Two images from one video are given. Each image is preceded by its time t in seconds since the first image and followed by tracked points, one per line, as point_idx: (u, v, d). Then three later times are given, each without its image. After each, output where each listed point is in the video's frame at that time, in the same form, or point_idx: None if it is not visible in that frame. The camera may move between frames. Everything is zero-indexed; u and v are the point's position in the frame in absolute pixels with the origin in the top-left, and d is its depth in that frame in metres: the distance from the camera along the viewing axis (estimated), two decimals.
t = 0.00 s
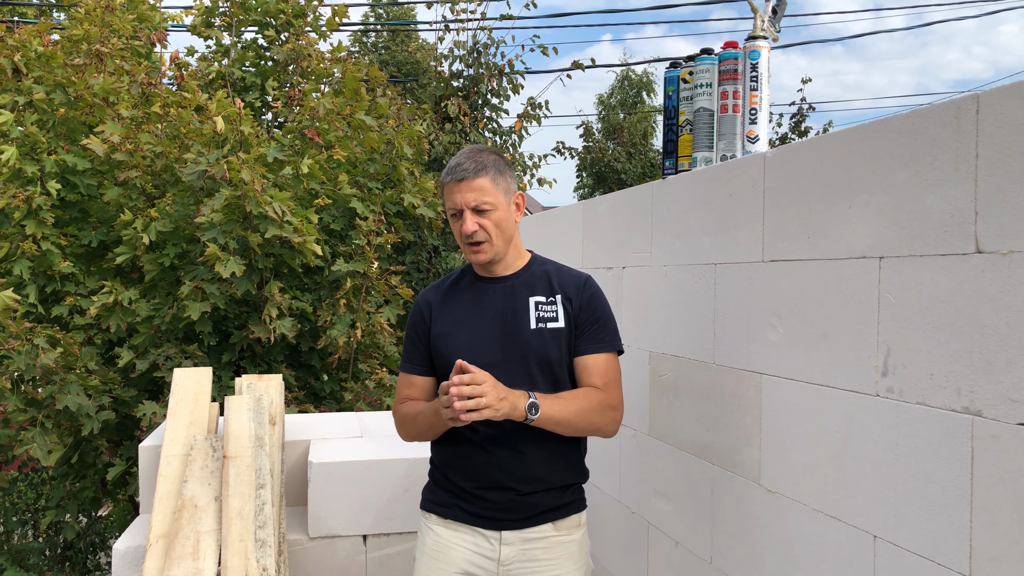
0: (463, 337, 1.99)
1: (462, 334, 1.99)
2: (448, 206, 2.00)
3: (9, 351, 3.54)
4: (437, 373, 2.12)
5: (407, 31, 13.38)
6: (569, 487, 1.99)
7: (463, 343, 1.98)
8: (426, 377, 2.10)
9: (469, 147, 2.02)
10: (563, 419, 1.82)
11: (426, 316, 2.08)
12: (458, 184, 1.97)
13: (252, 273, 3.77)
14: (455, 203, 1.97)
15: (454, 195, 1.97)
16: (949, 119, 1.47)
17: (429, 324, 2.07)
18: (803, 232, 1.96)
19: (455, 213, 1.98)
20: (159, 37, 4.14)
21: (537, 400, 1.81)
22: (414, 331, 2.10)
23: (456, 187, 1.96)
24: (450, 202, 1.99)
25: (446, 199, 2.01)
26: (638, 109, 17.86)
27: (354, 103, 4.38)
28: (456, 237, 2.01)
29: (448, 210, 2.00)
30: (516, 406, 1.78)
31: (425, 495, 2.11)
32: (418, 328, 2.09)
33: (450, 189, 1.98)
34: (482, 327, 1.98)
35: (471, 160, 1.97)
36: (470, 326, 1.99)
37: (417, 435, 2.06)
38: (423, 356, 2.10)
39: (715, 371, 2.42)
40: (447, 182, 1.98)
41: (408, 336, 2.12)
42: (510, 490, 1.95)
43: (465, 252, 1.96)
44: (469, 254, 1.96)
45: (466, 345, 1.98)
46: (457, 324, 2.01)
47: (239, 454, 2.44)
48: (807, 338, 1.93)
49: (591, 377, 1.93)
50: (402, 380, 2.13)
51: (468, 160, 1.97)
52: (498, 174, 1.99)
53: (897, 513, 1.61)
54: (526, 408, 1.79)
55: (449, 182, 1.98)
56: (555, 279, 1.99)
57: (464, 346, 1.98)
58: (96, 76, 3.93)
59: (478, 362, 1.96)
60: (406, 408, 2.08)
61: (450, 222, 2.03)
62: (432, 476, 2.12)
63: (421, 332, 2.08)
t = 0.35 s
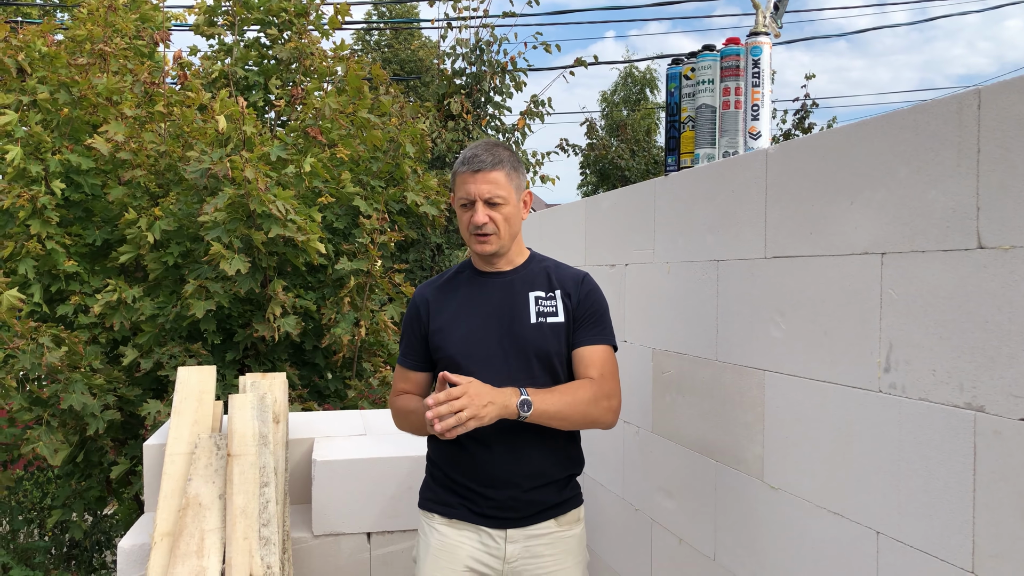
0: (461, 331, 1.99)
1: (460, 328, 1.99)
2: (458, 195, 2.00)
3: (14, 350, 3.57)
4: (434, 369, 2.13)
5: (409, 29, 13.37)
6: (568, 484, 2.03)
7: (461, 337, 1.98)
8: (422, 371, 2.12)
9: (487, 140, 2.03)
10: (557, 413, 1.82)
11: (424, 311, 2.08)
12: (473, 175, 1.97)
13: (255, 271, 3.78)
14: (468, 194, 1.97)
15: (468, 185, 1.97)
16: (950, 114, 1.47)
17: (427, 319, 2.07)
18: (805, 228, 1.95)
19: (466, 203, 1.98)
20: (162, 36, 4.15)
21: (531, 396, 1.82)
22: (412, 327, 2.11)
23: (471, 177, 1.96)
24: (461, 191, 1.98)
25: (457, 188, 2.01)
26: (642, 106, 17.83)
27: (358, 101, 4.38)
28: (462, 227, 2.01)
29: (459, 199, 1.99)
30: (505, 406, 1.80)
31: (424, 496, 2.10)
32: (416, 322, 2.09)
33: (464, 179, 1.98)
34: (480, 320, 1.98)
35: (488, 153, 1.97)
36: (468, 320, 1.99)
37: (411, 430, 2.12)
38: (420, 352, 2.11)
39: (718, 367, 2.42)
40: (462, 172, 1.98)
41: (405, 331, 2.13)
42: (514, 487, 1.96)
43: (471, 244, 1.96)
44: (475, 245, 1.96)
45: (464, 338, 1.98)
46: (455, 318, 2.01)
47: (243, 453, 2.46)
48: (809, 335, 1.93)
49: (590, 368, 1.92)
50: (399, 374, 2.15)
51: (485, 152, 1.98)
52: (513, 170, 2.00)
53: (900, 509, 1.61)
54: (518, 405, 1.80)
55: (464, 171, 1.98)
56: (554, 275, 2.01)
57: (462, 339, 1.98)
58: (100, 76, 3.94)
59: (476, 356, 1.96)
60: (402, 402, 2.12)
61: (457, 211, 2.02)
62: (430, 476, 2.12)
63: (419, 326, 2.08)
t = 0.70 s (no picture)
0: (472, 327, 1.98)
1: (470, 324, 1.99)
2: (484, 189, 1.99)
3: (21, 348, 3.59)
4: (440, 364, 2.10)
5: (414, 27, 13.37)
6: (574, 480, 2.05)
7: (471, 333, 1.98)
8: (429, 366, 2.09)
9: (518, 137, 2.02)
10: (571, 401, 1.83)
11: (431, 305, 2.06)
12: (504, 172, 1.97)
13: (260, 269, 3.79)
14: (496, 189, 1.96)
15: (497, 181, 1.96)
16: (955, 110, 1.46)
17: (435, 314, 2.05)
18: (809, 224, 1.95)
19: (492, 198, 1.97)
20: (166, 34, 4.16)
21: (544, 385, 1.82)
22: (418, 321, 2.08)
23: (502, 174, 1.96)
24: (489, 186, 1.97)
25: (483, 182, 2.00)
26: (646, 103, 17.80)
27: (362, 99, 4.40)
28: (482, 221, 2.00)
29: (485, 193, 1.98)
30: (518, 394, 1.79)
31: (430, 493, 2.10)
32: (423, 316, 2.06)
33: (494, 174, 1.97)
34: (490, 317, 1.98)
35: (521, 152, 1.98)
36: (477, 316, 1.99)
37: (417, 425, 2.09)
38: (427, 346, 2.08)
39: (722, 364, 2.42)
40: (493, 167, 1.97)
41: (411, 324, 2.10)
42: (522, 483, 1.98)
43: (491, 239, 1.97)
44: (496, 241, 1.97)
45: (474, 334, 1.98)
46: (465, 314, 2.00)
47: (248, 450, 2.46)
48: (813, 332, 1.93)
49: (600, 361, 1.94)
50: (404, 368, 2.12)
51: (518, 151, 1.98)
52: (542, 172, 2.01)
53: (905, 506, 1.61)
54: (532, 392, 1.80)
55: (495, 167, 1.97)
56: (564, 274, 2.03)
57: (471, 335, 1.98)
58: (105, 74, 3.95)
59: (486, 352, 1.96)
60: (409, 396, 2.09)
61: (479, 204, 2.01)
62: (436, 473, 2.11)
63: (426, 320, 2.06)
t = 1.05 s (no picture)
0: (490, 324, 2.00)
1: (488, 320, 2.00)
2: (514, 189, 1.99)
3: (24, 346, 3.60)
4: (456, 357, 2.10)
5: (416, 24, 13.36)
6: (582, 478, 2.06)
7: (488, 329, 1.99)
8: (444, 358, 2.09)
9: (549, 138, 2.01)
10: (610, 386, 1.85)
11: (450, 298, 2.06)
12: (535, 173, 1.96)
13: (262, 267, 3.79)
14: (525, 190, 1.96)
15: (528, 182, 1.96)
16: (957, 107, 1.46)
17: (453, 307, 2.05)
18: (811, 222, 1.95)
19: (520, 199, 1.97)
20: (169, 31, 4.17)
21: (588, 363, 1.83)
22: (436, 311, 2.07)
23: (533, 175, 1.96)
24: (519, 186, 1.97)
25: (513, 181, 2.00)
26: (649, 100, 17.78)
27: (364, 96, 4.42)
28: (509, 220, 2.00)
29: (513, 193, 1.98)
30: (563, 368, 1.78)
31: (439, 487, 2.12)
32: (440, 307, 2.06)
33: (524, 175, 1.97)
34: (508, 314, 2.00)
35: (553, 154, 1.97)
36: (495, 313, 2.00)
37: (430, 415, 2.08)
38: (444, 338, 2.08)
39: (724, 361, 2.42)
40: (524, 167, 1.97)
41: (428, 315, 2.09)
42: (529, 481, 1.99)
43: (517, 239, 1.97)
44: (521, 241, 1.96)
45: (491, 331, 1.99)
46: (483, 309, 2.01)
47: (251, 447, 2.48)
48: (816, 329, 1.93)
49: (630, 355, 1.97)
50: (419, 358, 2.11)
51: (550, 152, 1.97)
52: (572, 175, 2.01)
53: (907, 503, 1.61)
54: (577, 369, 1.80)
55: (526, 167, 1.96)
56: (585, 276, 2.04)
57: (488, 331, 1.99)
58: (107, 71, 3.95)
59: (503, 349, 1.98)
60: (423, 387, 2.08)
61: (507, 203, 2.01)
62: (446, 467, 2.13)
63: (443, 313, 2.06)
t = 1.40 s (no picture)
0: (504, 325, 2.00)
1: (502, 322, 2.00)
2: (533, 194, 1.99)
3: (22, 346, 3.60)
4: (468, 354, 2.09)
5: (414, 25, 13.38)
6: (587, 479, 2.08)
7: (501, 331, 1.99)
8: (456, 355, 2.08)
9: (569, 143, 2.02)
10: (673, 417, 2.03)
11: (465, 295, 2.05)
12: (555, 179, 1.97)
13: (261, 267, 3.80)
14: (545, 195, 1.97)
15: (548, 188, 1.96)
16: (953, 109, 1.47)
17: (467, 303, 2.04)
18: (808, 222, 1.95)
19: (540, 203, 1.97)
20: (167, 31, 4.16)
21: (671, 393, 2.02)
22: (449, 307, 2.06)
23: (553, 181, 1.96)
24: (539, 191, 1.98)
25: (533, 186, 2.00)
26: (647, 101, 17.80)
27: (362, 97, 4.43)
28: (527, 225, 2.00)
29: (533, 198, 1.98)
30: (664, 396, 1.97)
31: (447, 484, 2.13)
32: (455, 304, 2.05)
33: (544, 180, 1.97)
34: (523, 317, 2.00)
35: (574, 159, 1.98)
36: (509, 315, 2.00)
37: (440, 411, 2.06)
38: (457, 335, 2.06)
39: (722, 362, 2.42)
40: (545, 172, 1.97)
41: (443, 310, 2.08)
42: (533, 483, 2.00)
43: (536, 245, 1.97)
44: (540, 246, 1.97)
45: (504, 333, 1.99)
46: (497, 310, 2.01)
47: (249, 447, 2.47)
48: (813, 330, 1.93)
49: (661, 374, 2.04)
50: (431, 353, 2.10)
51: (571, 158, 1.98)
52: (592, 181, 2.01)
53: (903, 503, 1.61)
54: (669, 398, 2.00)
55: (547, 172, 1.97)
56: (600, 285, 2.06)
57: (501, 333, 1.99)
58: (105, 71, 3.95)
59: (515, 352, 1.98)
60: (434, 382, 2.07)
61: (526, 208, 2.01)
62: (454, 465, 2.14)
63: (457, 309, 2.05)
